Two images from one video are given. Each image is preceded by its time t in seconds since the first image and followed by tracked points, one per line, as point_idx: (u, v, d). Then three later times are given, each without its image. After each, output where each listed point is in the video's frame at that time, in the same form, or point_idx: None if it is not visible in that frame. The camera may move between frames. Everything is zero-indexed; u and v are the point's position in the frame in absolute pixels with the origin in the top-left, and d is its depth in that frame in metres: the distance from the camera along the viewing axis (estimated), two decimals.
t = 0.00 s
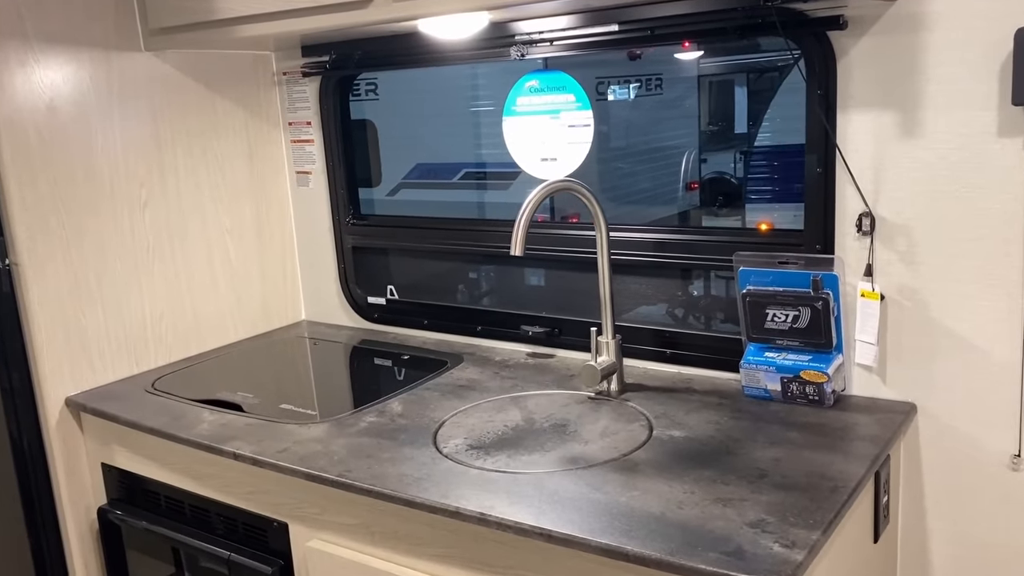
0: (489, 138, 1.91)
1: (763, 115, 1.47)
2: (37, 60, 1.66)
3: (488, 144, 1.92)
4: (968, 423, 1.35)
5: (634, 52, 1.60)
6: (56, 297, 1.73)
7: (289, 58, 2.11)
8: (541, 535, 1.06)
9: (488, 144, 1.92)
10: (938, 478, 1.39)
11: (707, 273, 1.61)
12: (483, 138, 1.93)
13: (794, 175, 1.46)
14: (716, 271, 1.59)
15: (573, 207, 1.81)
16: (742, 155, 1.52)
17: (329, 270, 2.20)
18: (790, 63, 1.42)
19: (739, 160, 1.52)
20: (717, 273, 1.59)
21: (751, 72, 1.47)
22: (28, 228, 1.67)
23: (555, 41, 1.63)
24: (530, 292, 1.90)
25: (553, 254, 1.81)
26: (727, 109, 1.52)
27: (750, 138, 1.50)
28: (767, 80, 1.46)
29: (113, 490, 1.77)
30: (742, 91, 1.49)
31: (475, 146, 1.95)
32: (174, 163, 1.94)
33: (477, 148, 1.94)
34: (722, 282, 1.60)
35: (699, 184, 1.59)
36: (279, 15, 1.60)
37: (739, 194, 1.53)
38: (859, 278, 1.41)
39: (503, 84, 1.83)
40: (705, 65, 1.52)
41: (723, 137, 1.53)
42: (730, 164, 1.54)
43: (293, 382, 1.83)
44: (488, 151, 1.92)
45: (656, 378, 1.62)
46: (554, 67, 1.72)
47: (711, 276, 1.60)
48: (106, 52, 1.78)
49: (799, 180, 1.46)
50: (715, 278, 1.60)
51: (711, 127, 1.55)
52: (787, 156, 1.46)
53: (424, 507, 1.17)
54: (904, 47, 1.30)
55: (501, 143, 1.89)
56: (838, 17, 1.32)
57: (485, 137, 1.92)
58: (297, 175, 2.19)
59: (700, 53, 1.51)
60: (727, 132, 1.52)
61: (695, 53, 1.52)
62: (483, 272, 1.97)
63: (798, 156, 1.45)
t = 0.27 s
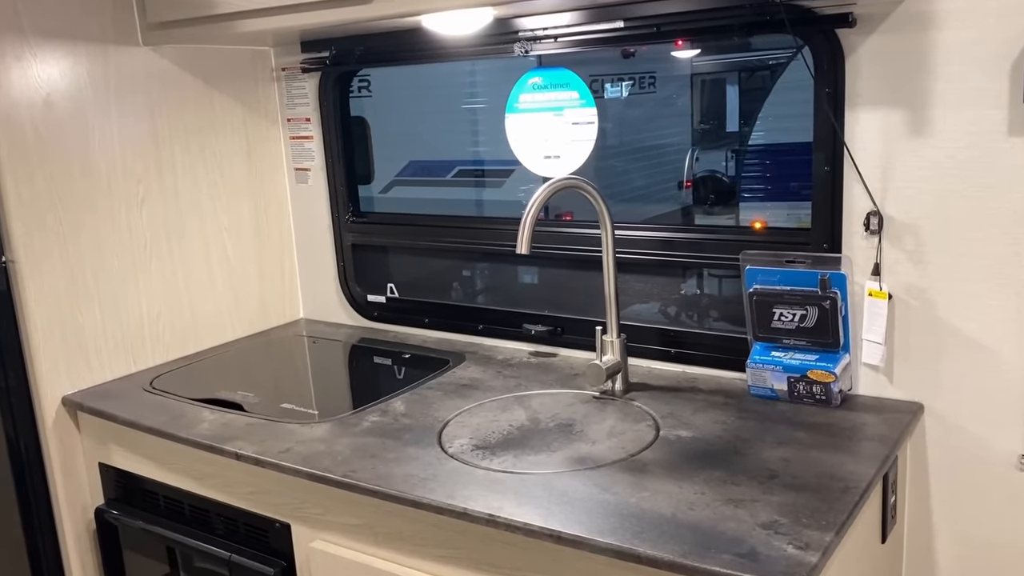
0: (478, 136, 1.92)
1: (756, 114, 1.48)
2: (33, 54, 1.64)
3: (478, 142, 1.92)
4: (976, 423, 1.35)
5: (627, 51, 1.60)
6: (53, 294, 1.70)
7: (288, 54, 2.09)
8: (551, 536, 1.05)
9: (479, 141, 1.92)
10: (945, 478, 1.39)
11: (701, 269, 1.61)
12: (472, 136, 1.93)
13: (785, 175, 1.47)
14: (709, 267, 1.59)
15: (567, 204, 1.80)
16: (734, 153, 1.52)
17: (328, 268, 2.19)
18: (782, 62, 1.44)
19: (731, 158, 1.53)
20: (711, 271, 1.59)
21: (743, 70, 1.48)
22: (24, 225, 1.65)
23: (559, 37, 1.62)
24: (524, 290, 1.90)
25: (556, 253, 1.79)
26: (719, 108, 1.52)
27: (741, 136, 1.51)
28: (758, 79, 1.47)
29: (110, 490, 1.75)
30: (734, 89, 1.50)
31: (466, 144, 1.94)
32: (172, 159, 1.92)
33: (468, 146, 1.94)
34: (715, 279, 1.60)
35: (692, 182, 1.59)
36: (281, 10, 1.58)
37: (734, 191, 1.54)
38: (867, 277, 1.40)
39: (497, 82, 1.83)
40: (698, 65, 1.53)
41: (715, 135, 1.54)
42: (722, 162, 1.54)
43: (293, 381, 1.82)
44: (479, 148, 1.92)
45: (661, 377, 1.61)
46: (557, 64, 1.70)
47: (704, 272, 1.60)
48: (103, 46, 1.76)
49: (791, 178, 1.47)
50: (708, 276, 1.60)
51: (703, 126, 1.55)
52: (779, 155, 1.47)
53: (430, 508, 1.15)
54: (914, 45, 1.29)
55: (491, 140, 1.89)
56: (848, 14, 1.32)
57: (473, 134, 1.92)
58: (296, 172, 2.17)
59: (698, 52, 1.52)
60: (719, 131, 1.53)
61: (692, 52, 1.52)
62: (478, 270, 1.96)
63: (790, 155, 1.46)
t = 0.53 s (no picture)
0: (466, 134, 1.91)
1: (749, 112, 1.48)
2: (28, 50, 1.61)
3: (466, 140, 1.92)
4: (987, 423, 1.34)
5: (621, 49, 1.59)
6: (49, 295, 1.67)
7: (287, 51, 2.06)
8: (564, 541, 1.03)
9: (467, 139, 1.92)
10: (956, 479, 1.37)
11: (693, 267, 1.60)
12: (459, 134, 1.93)
13: (777, 174, 1.48)
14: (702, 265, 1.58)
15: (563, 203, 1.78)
16: (725, 152, 1.53)
17: (327, 268, 2.16)
18: (773, 61, 1.44)
19: (722, 157, 1.53)
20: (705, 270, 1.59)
21: (734, 69, 1.48)
22: (19, 224, 1.62)
23: (563, 34, 1.60)
24: (517, 289, 1.88)
25: (562, 252, 1.77)
26: (709, 107, 1.53)
27: (732, 135, 1.51)
28: (749, 78, 1.47)
29: (107, 494, 1.72)
30: (724, 88, 1.50)
31: (455, 142, 1.94)
32: (169, 157, 1.89)
33: (456, 144, 1.94)
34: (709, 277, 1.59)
35: (684, 181, 1.59)
36: (281, 6, 1.56)
37: (725, 190, 1.54)
38: (877, 277, 1.39)
39: (488, 80, 1.83)
40: (691, 64, 1.53)
41: (706, 135, 1.54)
42: (714, 161, 1.54)
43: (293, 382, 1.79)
44: (467, 146, 1.92)
45: (667, 378, 1.60)
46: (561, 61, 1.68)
47: (697, 270, 1.59)
48: (100, 43, 1.73)
49: (785, 176, 1.47)
50: (702, 275, 1.59)
51: (692, 124, 1.55)
52: (773, 154, 1.48)
53: (440, 512, 1.13)
54: (925, 42, 1.28)
55: (480, 138, 1.89)
56: (859, 11, 1.30)
57: (461, 133, 1.92)
58: (294, 171, 2.15)
59: (694, 50, 1.51)
60: (709, 130, 1.53)
61: (689, 50, 1.52)
62: (472, 270, 1.95)
63: (785, 154, 1.47)
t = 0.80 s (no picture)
0: (455, 132, 1.91)
1: (741, 109, 1.49)
2: (22, 47, 1.58)
3: (455, 137, 1.91)
4: (997, 420, 1.32)
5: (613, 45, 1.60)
6: (45, 295, 1.65)
7: (284, 48, 2.04)
8: (577, 543, 1.02)
9: (456, 137, 1.91)
10: (965, 476, 1.36)
11: (687, 264, 1.60)
12: (447, 131, 1.92)
13: (769, 170, 1.49)
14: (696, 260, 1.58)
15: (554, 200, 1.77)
16: (715, 149, 1.53)
17: (325, 267, 2.14)
18: (763, 57, 1.45)
19: (712, 153, 1.54)
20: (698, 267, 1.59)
21: (725, 66, 1.49)
22: (15, 224, 1.59)
23: (565, 29, 1.58)
24: (510, 286, 1.89)
25: (566, 250, 1.75)
26: (699, 104, 1.53)
27: (723, 131, 1.52)
28: (739, 74, 1.48)
29: (104, 497, 1.70)
30: (715, 85, 1.51)
31: (444, 139, 1.93)
32: (165, 154, 1.86)
33: (445, 142, 1.93)
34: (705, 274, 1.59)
35: (676, 177, 1.59)
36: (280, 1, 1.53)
37: (715, 186, 1.55)
38: (885, 274, 1.38)
39: (478, 78, 1.83)
40: (683, 61, 1.53)
41: (695, 131, 1.55)
42: (705, 157, 1.55)
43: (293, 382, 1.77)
44: (455, 144, 1.92)
45: (672, 376, 1.58)
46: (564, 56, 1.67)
47: (690, 266, 1.60)
48: (95, 39, 1.70)
49: (779, 173, 1.48)
50: (694, 272, 1.60)
51: (682, 121, 1.56)
52: (764, 150, 1.48)
53: (448, 514, 1.11)
54: (934, 36, 1.27)
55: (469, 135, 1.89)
56: (868, 5, 1.29)
57: (449, 130, 1.92)
58: (292, 168, 2.12)
59: (690, 46, 1.50)
60: (698, 126, 1.54)
61: (684, 46, 1.51)
62: (466, 268, 1.95)
63: (778, 150, 1.47)
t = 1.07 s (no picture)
0: (445, 126, 1.93)
1: (734, 103, 1.49)
2: (15, 38, 1.55)
3: (445, 131, 1.93)
4: (1005, 411, 1.32)
5: (604, 38, 1.59)
6: (40, 290, 1.62)
7: (280, 39, 2.01)
8: (587, 537, 1.01)
9: (447, 130, 1.93)
10: (972, 468, 1.36)
11: (680, 257, 1.61)
12: (437, 125, 1.94)
13: (761, 163, 1.49)
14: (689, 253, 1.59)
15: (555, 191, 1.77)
16: (706, 142, 1.54)
17: (323, 260, 2.12)
18: (754, 52, 1.45)
19: (703, 147, 1.54)
20: (691, 261, 1.59)
21: (715, 60, 1.49)
22: (9, 218, 1.56)
23: (567, 19, 1.56)
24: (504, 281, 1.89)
25: (571, 243, 1.73)
26: (690, 98, 1.53)
27: (714, 125, 1.52)
28: (730, 68, 1.48)
29: (102, 494, 1.67)
30: (706, 78, 1.51)
31: (436, 133, 1.95)
32: (161, 148, 1.84)
33: (435, 135, 1.95)
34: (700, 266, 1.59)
35: (669, 171, 1.60)
36: None
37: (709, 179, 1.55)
38: (892, 264, 1.37)
39: (470, 72, 1.84)
40: (676, 55, 1.52)
41: (687, 125, 1.55)
42: (694, 152, 1.55)
43: (292, 377, 1.75)
44: (446, 137, 1.93)
45: (676, 369, 1.57)
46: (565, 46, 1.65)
47: (683, 260, 1.60)
48: (88, 30, 1.67)
49: (775, 165, 1.48)
50: (687, 266, 1.60)
51: (675, 116, 1.56)
52: (755, 143, 1.49)
53: (455, 509, 1.10)
54: (942, 24, 1.26)
55: (459, 129, 1.91)
56: None
57: (439, 124, 1.93)
58: (288, 161, 2.10)
59: (684, 38, 1.50)
60: (690, 121, 1.54)
61: (678, 39, 1.50)
62: (461, 262, 1.95)
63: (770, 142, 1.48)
